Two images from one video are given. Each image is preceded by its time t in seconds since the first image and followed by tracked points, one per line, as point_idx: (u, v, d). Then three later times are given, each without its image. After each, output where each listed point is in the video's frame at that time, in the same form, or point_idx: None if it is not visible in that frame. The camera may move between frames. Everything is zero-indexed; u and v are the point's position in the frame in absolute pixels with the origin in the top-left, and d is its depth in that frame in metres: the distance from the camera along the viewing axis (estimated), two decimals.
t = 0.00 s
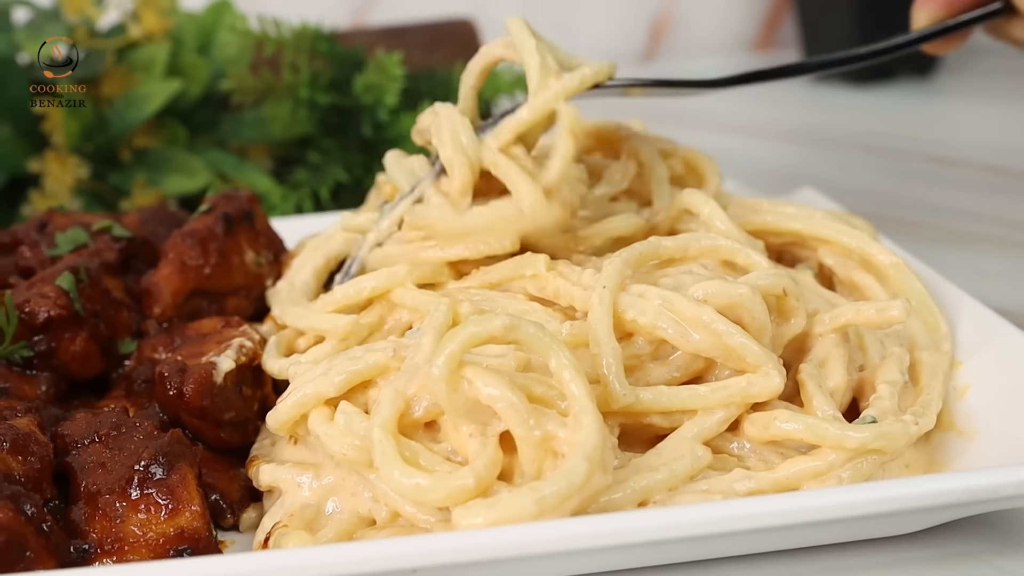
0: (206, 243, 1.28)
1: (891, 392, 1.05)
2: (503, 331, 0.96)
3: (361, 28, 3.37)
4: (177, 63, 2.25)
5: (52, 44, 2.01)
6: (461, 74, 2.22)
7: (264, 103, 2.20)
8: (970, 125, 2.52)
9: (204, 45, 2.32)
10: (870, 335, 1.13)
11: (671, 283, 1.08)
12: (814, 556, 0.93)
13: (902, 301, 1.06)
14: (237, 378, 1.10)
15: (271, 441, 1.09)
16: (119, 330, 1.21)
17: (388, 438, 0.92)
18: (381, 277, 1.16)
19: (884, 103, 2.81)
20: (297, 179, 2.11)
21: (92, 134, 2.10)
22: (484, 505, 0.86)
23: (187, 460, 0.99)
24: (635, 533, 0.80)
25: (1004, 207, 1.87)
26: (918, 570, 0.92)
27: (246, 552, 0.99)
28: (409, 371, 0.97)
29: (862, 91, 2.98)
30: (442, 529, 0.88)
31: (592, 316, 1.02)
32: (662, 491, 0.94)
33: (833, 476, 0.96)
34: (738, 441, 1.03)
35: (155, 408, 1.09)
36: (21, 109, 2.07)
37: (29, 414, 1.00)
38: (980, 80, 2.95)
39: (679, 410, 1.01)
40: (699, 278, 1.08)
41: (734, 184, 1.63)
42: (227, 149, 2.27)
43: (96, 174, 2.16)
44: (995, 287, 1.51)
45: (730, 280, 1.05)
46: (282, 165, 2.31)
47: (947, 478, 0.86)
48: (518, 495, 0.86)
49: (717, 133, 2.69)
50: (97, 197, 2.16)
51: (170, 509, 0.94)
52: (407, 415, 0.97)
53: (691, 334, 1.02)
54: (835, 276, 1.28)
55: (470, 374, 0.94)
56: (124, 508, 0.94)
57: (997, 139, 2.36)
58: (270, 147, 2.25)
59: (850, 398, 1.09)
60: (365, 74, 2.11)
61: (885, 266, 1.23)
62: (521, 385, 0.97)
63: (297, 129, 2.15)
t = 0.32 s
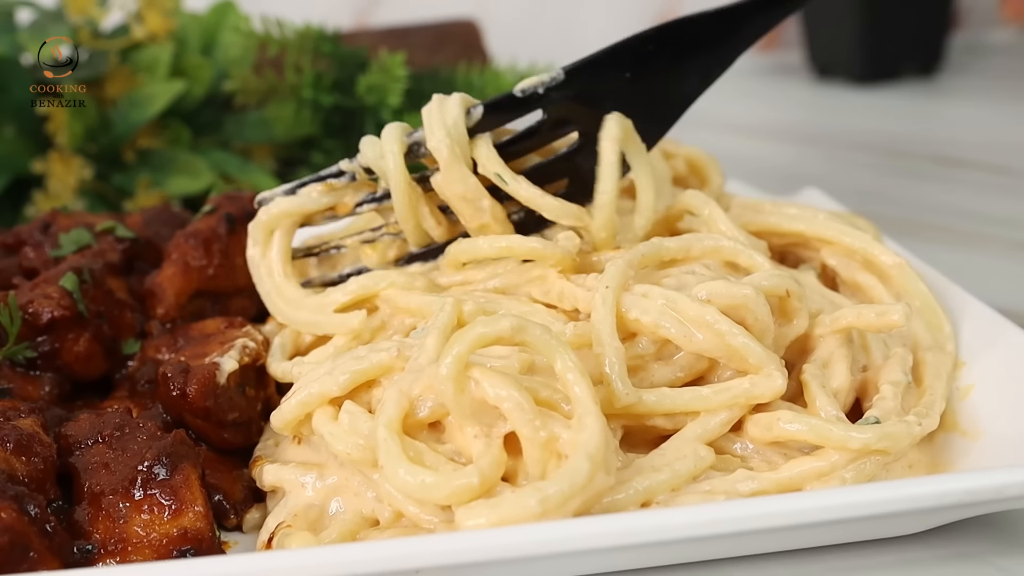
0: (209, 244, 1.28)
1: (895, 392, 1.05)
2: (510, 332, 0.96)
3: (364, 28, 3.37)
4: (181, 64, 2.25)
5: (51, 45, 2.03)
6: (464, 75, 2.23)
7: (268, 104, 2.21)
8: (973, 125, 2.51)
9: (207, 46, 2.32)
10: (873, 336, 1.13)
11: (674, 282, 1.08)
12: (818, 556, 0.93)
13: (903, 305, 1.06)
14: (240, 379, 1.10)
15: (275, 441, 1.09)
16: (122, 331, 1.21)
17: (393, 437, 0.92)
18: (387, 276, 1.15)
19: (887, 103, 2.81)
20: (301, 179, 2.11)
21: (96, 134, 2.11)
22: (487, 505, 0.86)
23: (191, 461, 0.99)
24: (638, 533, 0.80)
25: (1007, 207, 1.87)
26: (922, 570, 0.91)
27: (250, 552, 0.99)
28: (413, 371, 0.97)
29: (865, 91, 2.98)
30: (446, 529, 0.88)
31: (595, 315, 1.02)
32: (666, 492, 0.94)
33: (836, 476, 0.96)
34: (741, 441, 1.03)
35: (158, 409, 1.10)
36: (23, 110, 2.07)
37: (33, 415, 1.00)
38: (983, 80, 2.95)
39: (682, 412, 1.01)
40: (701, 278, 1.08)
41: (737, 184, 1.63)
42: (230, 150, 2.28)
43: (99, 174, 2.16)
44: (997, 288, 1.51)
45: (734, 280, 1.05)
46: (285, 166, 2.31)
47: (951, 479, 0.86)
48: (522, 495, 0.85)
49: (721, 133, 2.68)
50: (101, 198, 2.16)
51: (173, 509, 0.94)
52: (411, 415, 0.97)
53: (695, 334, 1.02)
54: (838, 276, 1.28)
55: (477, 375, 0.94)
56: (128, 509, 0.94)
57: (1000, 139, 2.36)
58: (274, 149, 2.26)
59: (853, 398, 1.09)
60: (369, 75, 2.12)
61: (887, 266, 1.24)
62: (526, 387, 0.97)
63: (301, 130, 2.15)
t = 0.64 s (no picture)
0: (211, 244, 1.28)
1: (897, 393, 1.04)
2: (513, 333, 0.96)
3: (366, 29, 3.36)
4: (183, 65, 2.25)
5: (52, 45, 2.03)
6: (466, 75, 2.23)
7: (269, 105, 2.20)
8: (975, 125, 2.51)
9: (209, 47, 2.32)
10: (876, 336, 1.12)
11: (677, 284, 1.08)
12: (819, 557, 0.93)
13: (909, 307, 1.06)
14: (242, 379, 1.10)
15: (277, 441, 1.09)
16: (124, 332, 1.21)
17: (394, 438, 0.92)
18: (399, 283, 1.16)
19: (890, 103, 2.81)
20: (303, 180, 2.11)
21: (99, 135, 2.11)
22: (488, 506, 0.86)
23: (192, 462, 0.99)
24: (640, 533, 0.80)
25: (1009, 206, 1.87)
26: (924, 571, 0.91)
27: (252, 553, 0.99)
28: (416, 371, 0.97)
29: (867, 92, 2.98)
30: (447, 530, 0.88)
31: (598, 316, 1.03)
32: (667, 492, 0.94)
33: (838, 477, 0.95)
34: (744, 442, 1.02)
35: (160, 410, 1.10)
36: (25, 110, 2.07)
37: (35, 416, 1.00)
38: (985, 80, 2.95)
39: (686, 414, 1.01)
40: (705, 279, 1.08)
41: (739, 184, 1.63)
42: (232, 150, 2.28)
43: (101, 175, 2.16)
44: (1000, 287, 1.51)
45: (738, 281, 1.05)
46: (287, 167, 2.31)
47: (953, 479, 0.86)
48: (523, 496, 0.85)
49: (723, 133, 2.68)
50: (104, 199, 2.16)
51: (175, 510, 0.94)
52: (413, 416, 0.97)
53: (699, 334, 1.02)
54: (840, 276, 1.27)
55: (480, 376, 0.95)
56: (129, 510, 0.94)
57: (1002, 139, 2.35)
58: (276, 149, 2.26)
59: (856, 399, 1.09)
60: (371, 75, 2.12)
61: (890, 266, 1.24)
62: (529, 389, 0.97)
63: (302, 131, 2.15)
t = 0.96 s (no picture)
0: (211, 245, 1.28)
1: (897, 393, 1.04)
2: (513, 334, 0.97)
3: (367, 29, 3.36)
4: (183, 66, 2.25)
5: (52, 45, 2.03)
6: (467, 75, 2.23)
7: (269, 106, 2.20)
8: (976, 124, 2.51)
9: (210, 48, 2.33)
10: (876, 336, 1.12)
11: (672, 284, 1.08)
12: (819, 558, 0.93)
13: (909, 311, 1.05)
14: (242, 379, 1.10)
15: (277, 442, 1.10)
16: (124, 332, 1.21)
17: (394, 438, 0.92)
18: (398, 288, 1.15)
19: (890, 103, 2.81)
20: (303, 180, 2.12)
21: (99, 136, 2.11)
22: (488, 506, 0.86)
23: (192, 462, 0.99)
24: (639, 534, 0.80)
25: (1010, 206, 1.87)
26: (924, 571, 0.91)
27: (251, 553, 0.99)
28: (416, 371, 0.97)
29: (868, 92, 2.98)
30: (447, 530, 0.88)
31: (590, 317, 1.03)
32: (666, 493, 0.94)
33: (837, 478, 0.95)
34: (743, 442, 1.03)
35: (160, 410, 1.10)
36: (26, 111, 2.08)
37: (34, 417, 1.00)
38: (987, 80, 2.94)
39: (684, 414, 1.01)
40: (699, 276, 1.08)
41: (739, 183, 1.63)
42: (232, 151, 2.28)
43: (102, 176, 2.16)
44: (999, 287, 1.51)
45: (731, 277, 1.06)
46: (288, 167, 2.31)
47: (952, 480, 0.86)
48: (523, 496, 0.85)
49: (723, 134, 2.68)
50: (104, 199, 2.17)
51: (175, 510, 0.94)
52: (413, 415, 0.97)
53: (691, 327, 1.02)
54: (840, 276, 1.27)
55: (480, 376, 0.95)
56: (129, 510, 0.94)
57: (1003, 138, 2.35)
58: (276, 150, 2.26)
59: (855, 399, 1.09)
60: (371, 76, 2.12)
61: (890, 266, 1.24)
62: (528, 390, 0.97)
63: (303, 131, 2.16)
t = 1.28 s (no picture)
0: (211, 245, 1.28)
1: (896, 393, 1.04)
2: (514, 333, 0.96)
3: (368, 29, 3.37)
4: (183, 65, 2.25)
5: (52, 45, 2.03)
6: (467, 75, 2.23)
7: (269, 105, 2.20)
8: (977, 124, 2.50)
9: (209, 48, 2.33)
10: (874, 336, 1.12)
11: (666, 283, 1.08)
12: (818, 558, 0.93)
13: (906, 309, 1.04)
14: (242, 379, 1.10)
15: (277, 441, 1.09)
16: (124, 332, 1.22)
17: (395, 437, 0.92)
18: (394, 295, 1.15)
19: (890, 103, 2.81)
20: (303, 180, 2.12)
21: (98, 136, 2.11)
22: (488, 506, 0.86)
23: (191, 462, 0.99)
24: (638, 533, 0.80)
25: (1010, 207, 1.86)
26: (924, 571, 0.91)
27: (251, 553, 0.99)
28: (415, 371, 0.97)
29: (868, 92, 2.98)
30: (446, 530, 0.88)
31: (579, 315, 1.03)
32: (666, 493, 0.94)
33: (837, 478, 0.95)
34: (742, 442, 1.02)
35: (160, 410, 1.10)
36: (25, 111, 2.07)
37: (34, 417, 1.00)
38: (988, 80, 2.94)
39: (680, 413, 1.01)
40: (693, 274, 1.08)
41: (739, 184, 1.63)
42: (232, 151, 2.28)
43: (101, 175, 2.16)
44: (999, 287, 1.51)
45: (724, 274, 1.06)
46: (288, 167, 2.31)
47: (952, 480, 0.86)
48: (522, 496, 0.85)
49: (723, 134, 2.69)
50: (104, 199, 2.17)
51: (175, 510, 0.94)
52: (414, 415, 0.97)
53: (678, 323, 1.02)
54: (839, 277, 1.28)
55: (480, 375, 0.95)
56: (129, 510, 0.94)
57: (1003, 138, 2.35)
58: (276, 150, 2.26)
59: (854, 399, 1.09)
60: (371, 76, 2.12)
61: (889, 266, 1.24)
62: (529, 389, 0.97)
63: (303, 131, 2.16)
